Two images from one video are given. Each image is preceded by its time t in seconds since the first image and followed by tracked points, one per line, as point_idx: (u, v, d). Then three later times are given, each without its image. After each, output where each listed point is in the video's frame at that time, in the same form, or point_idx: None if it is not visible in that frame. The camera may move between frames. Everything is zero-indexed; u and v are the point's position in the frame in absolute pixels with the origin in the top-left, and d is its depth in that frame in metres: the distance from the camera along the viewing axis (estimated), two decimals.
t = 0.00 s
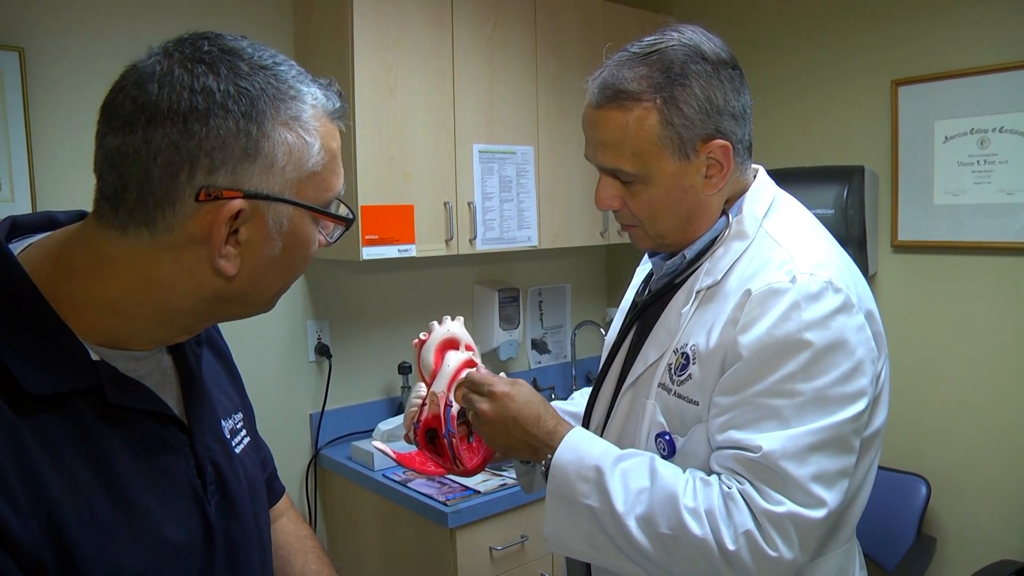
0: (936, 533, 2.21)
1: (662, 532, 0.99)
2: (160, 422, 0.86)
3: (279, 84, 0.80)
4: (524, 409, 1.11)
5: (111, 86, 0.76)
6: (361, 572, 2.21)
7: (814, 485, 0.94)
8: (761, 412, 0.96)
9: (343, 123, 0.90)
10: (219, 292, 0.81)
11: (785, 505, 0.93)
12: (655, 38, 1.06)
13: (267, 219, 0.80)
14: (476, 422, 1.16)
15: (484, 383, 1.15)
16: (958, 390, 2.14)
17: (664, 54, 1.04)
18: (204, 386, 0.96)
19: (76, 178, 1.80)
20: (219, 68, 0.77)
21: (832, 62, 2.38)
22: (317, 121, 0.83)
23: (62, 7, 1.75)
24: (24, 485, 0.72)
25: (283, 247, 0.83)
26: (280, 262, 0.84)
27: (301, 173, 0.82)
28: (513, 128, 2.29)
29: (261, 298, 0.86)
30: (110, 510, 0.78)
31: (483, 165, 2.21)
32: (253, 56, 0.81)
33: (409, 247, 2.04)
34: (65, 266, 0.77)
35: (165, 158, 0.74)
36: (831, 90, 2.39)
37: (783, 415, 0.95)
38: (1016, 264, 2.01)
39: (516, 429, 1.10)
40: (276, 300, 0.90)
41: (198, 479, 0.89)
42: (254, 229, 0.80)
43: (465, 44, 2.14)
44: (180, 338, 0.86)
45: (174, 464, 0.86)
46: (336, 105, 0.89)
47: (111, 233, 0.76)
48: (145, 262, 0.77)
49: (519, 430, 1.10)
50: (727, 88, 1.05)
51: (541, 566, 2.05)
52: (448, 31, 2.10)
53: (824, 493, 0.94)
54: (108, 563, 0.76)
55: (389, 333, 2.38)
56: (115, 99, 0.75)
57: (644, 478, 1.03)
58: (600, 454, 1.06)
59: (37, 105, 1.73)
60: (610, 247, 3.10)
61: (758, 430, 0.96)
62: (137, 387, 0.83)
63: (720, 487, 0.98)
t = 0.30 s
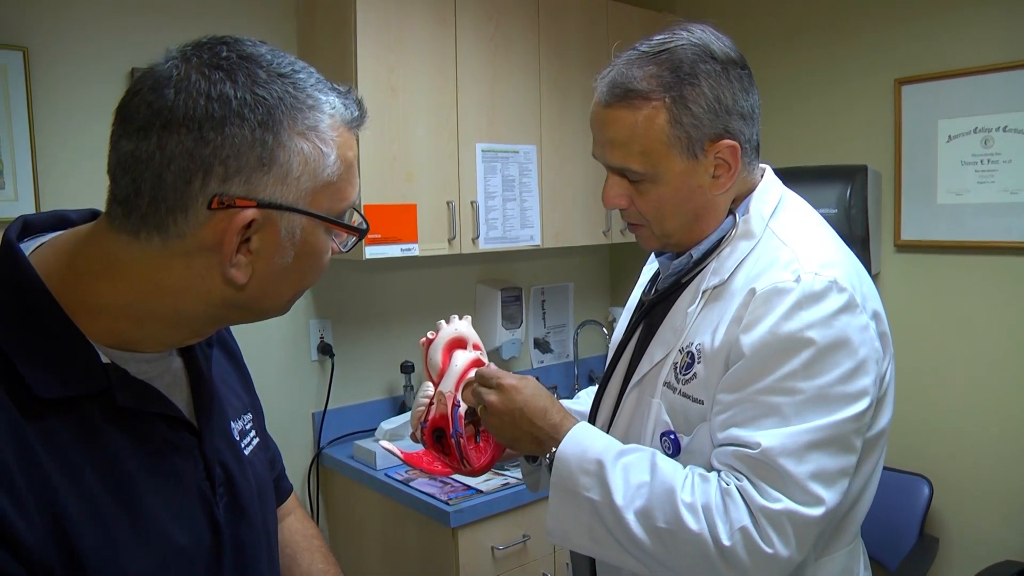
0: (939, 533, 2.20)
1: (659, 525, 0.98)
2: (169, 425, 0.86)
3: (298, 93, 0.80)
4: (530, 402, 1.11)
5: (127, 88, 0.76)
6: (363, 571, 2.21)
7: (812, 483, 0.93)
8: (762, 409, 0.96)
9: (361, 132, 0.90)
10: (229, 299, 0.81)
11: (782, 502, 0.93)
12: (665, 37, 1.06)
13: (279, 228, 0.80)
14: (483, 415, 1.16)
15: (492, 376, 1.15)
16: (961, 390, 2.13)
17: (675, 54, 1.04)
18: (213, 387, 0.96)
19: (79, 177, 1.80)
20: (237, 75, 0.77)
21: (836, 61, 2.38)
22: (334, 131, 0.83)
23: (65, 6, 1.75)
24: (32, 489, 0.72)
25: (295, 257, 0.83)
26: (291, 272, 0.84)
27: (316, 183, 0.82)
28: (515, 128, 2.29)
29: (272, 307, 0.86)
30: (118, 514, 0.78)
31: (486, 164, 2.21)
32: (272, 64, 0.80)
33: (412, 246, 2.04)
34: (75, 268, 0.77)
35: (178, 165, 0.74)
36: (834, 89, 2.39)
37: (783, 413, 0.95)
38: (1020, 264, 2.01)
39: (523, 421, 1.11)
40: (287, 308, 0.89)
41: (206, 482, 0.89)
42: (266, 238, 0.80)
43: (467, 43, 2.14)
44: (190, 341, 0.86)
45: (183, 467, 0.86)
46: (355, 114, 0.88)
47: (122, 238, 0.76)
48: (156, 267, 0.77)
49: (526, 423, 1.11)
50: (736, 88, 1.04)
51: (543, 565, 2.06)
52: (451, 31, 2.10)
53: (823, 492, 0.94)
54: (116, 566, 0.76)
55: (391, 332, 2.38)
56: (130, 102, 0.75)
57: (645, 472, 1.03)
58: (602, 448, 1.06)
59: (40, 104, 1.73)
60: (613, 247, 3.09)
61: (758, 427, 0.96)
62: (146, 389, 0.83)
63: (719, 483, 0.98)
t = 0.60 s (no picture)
0: (932, 534, 2.22)
1: (657, 524, 0.99)
2: (171, 426, 0.86)
3: (303, 94, 0.80)
4: (527, 400, 1.12)
5: (131, 87, 0.76)
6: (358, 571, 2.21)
7: (809, 482, 0.94)
8: (760, 409, 0.96)
9: (365, 134, 0.90)
10: (233, 299, 0.81)
11: (779, 501, 0.93)
12: (663, 38, 1.07)
13: (284, 229, 0.80)
14: (481, 415, 1.17)
15: (491, 376, 1.17)
16: (955, 391, 2.14)
17: (673, 55, 1.04)
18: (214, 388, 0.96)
19: (75, 175, 1.80)
20: (243, 75, 0.77)
21: (832, 63, 2.39)
22: (339, 132, 0.83)
23: (62, 4, 1.75)
24: (34, 490, 0.72)
25: (298, 257, 0.83)
26: (294, 272, 0.84)
27: (320, 184, 0.82)
28: (512, 128, 2.29)
29: (276, 308, 0.86)
30: (119, 514, 0.78)
31: (483, 164, 2.22)
32: (278, 64, 0.81)
33: (408, 246, 2.04)
34: (79, 267, 0.77)
35: (184, 164, 0.74)
36: (830, 91, 2.40)
37: (780, 412, 0.95)
38: (1014, 266, 2.02)
39: (519, 419, 1.12)
40: (289, 309, 0.89)
41: (207, 483, 0.89)
42: (270, 239, 0.80)
43: (465, 43, 2.14)
44: (191, 341, 0.86)
45: (184, 468, 0.86)
46: (359, 116, 0.88)
47: (126, 236, 0.76)
48: (160, 266, 0.77)
49: (523, 421, 1.11)
50: (734, 89, 1.05)
51: (537, 565, 2.06)
52: (448, 31, 2.10)
53: (820, 490, 0.94)
54: (116, 566, 0.76)
55: (387, 332, 2.38)
56: (136, 101, 0.75)
57: (642, 472, 1.03)
58: (600, 447, 1.06)
59: (36, 102, 1.73)
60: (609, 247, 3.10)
61: (755, 427, 0.96)
62: (148, 389, 0.83)
63: (716, 482, 0.98)
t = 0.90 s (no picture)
0: (931, 534, 2.22)
1: (659, 510, 0.98)
2: (171, 425, 0.86)
3: (301, 94, 0.80)
4: (542, 371, 1.12)
5: (130, 86, 0.76)
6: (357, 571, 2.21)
7: (806, 477, 0.94)
8: (757, 406, 0.97)
9: (362, 135, 0.90)
10: (229, 299, 0.82)
11: (777, 495, 0.94)
12: (661, 39, 1.07)
13: (281, 228, 0.80)
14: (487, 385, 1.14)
15: (506, 346, 1.16)
16: (954, 391, 2.15)
17: (671, 55, 1.04)
18: (213, 387, 0.96)
19: (74, 176, 1.80)
20: (241, 74, 0.77)
21: (830, 64, 2.39)
22: (336, 133, 0.83)
23: (60, 4, 1.75)
24: (33, 490, 0.72)
25: (295, 257, 0.83)
26: (291, 272, 0.84)
27: (317, 184, 0.82)
28: (511, 128, 2.29)
29: (272, 308, 0.86)
30: (118, 514, 0.78)
31: (482, 164, 2.22)
32: (277, 64, 0.81)
33: (407, 246, 2.04)
34: (76, 265, 0.78)
35: (182, 163, 0.74)
36: (828, 91, 2.40)
37: (778, 409, 0.95)
38: (1012, 266, 2.02)
39: (534, 388, 1.11)
40: (286, 309, 0.90)
41: (206, 483, 0.89)
42: (267, 238, 0.80)
43: (463, 43, 2.15)
44: (189, 341, 0.86)
45: (183, 467, 0.86)
46: (356, 117, 0.88)
47: (124, 235, 0.76)
48: (157, 265, 0.77)
49: (535, 389, 1.11)
50: (731, 89, 1.05)
51: (536, 565, 2.06)
52: (447, 31, 2.10)
53: (816, 486, 0.94)
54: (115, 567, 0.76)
55: (386, 332, 2.38)
56: (135, 99, 0.75)
57: (648, 458, 1.02)
58: (606, 429, 1.05)
59: (35, 103, 1.73)
60: (608, 247, 3.10)
61: (753, 423, 0.97)
62: (147, 388, 0.83)
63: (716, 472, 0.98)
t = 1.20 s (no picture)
0: (932, 538, 2.21)
1: (626, 466, 0.96)
2: (170, 425, 0.86)
3: (300, 95, 0.81)
4: (526, 332, 1.14)
5: (130, 86, 0.76)
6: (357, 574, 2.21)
7: (775, 453, 0.92)
8: (736, 382, 0.97)
9: (361, 137, 0.90)
10: (228, 300, 0.81)
11: (743, 464, 0.92)
12: (661, 43, 1.07)
13: (279, 228, 0.80)
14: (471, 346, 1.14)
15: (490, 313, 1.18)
16: (955, 396, 2.14)
17: (671, 59, 1.04)
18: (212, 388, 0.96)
19: (75, 178, 1.80)
20: (241, 75, 0.77)
21: (831, 68, 2.39)
22: (335, 134, 0.83)
23: (62, 6, 1.75)
24: (31, 492, 0.72)
25: (292, 258, 0.83)
26: (289, 273, 0.84)
27: (315, 184, 0.82)
28: (511, 130, 2.29)
29: (270, 309, 0.86)
30: (116, 515, 0.78)
31: (482, 167, 2.22)
32: (276, 66, 0.81)
33: (408, 249, 2.04)
34: (75, 266, 0.78)
35: (181, 163, 0.74)
36: (829, 95, 2.40)
37: (758, 388, 0.95)
38: (1013, 270, 2.02)
39: (518, 344, 1.12)
40: (284, 311, 0.90)
41: (204, 484, 0.89)
42: (265, 239, 0.80)
43: (464, 47, 2.15)
44: (187, 343, 0.86)
45: (182, 468, 0.86)
46: (355, 119, 0.88)
47: (122, 234, 0.76)
48: (155, 265, 0.77)
49: (518, 346, 1.12)
50: (731, 94, 1.05)
51: (536, 568, 2.06)
52: (448, 34, 2.10)
53: (786, 464, 0.93)
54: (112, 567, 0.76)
55: (386, 335, 2.38)
56: (134, 99, 0.75)
57: (622, 420, 1.01)
58: (585, 390, 1.04)
59: (36, 105, 1.73)
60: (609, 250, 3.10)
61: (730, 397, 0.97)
62: (146, 389, 0.83)
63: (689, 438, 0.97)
